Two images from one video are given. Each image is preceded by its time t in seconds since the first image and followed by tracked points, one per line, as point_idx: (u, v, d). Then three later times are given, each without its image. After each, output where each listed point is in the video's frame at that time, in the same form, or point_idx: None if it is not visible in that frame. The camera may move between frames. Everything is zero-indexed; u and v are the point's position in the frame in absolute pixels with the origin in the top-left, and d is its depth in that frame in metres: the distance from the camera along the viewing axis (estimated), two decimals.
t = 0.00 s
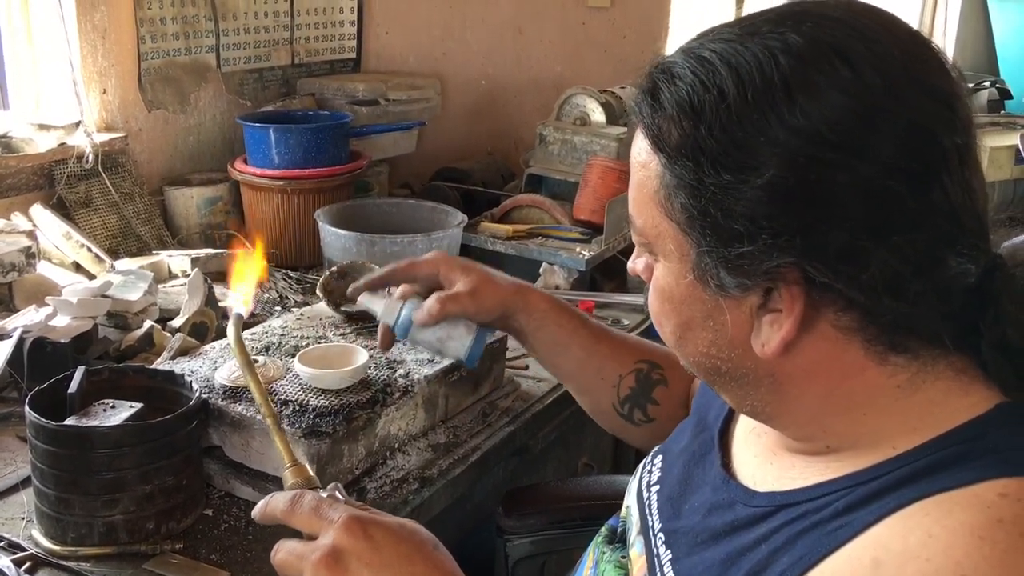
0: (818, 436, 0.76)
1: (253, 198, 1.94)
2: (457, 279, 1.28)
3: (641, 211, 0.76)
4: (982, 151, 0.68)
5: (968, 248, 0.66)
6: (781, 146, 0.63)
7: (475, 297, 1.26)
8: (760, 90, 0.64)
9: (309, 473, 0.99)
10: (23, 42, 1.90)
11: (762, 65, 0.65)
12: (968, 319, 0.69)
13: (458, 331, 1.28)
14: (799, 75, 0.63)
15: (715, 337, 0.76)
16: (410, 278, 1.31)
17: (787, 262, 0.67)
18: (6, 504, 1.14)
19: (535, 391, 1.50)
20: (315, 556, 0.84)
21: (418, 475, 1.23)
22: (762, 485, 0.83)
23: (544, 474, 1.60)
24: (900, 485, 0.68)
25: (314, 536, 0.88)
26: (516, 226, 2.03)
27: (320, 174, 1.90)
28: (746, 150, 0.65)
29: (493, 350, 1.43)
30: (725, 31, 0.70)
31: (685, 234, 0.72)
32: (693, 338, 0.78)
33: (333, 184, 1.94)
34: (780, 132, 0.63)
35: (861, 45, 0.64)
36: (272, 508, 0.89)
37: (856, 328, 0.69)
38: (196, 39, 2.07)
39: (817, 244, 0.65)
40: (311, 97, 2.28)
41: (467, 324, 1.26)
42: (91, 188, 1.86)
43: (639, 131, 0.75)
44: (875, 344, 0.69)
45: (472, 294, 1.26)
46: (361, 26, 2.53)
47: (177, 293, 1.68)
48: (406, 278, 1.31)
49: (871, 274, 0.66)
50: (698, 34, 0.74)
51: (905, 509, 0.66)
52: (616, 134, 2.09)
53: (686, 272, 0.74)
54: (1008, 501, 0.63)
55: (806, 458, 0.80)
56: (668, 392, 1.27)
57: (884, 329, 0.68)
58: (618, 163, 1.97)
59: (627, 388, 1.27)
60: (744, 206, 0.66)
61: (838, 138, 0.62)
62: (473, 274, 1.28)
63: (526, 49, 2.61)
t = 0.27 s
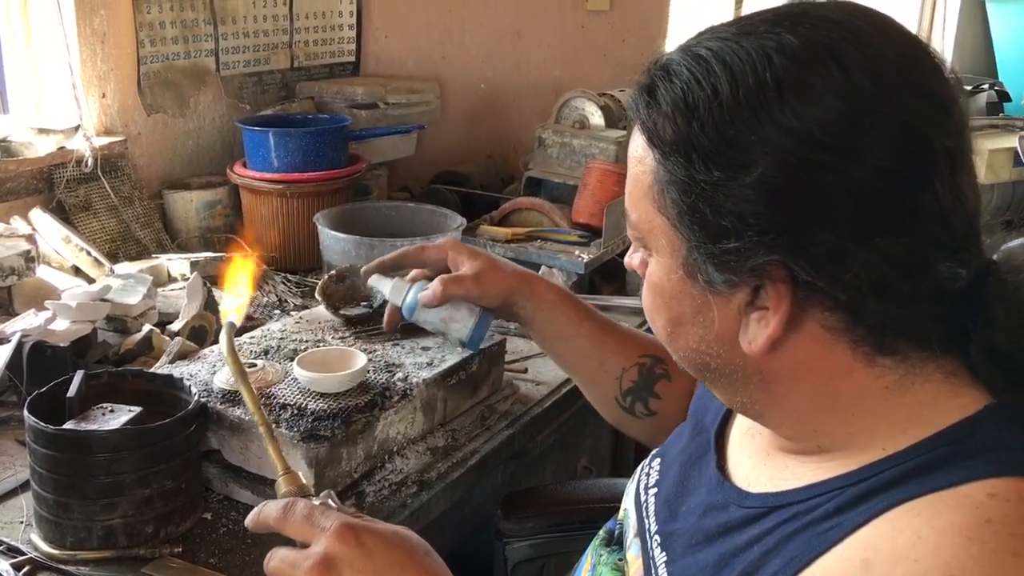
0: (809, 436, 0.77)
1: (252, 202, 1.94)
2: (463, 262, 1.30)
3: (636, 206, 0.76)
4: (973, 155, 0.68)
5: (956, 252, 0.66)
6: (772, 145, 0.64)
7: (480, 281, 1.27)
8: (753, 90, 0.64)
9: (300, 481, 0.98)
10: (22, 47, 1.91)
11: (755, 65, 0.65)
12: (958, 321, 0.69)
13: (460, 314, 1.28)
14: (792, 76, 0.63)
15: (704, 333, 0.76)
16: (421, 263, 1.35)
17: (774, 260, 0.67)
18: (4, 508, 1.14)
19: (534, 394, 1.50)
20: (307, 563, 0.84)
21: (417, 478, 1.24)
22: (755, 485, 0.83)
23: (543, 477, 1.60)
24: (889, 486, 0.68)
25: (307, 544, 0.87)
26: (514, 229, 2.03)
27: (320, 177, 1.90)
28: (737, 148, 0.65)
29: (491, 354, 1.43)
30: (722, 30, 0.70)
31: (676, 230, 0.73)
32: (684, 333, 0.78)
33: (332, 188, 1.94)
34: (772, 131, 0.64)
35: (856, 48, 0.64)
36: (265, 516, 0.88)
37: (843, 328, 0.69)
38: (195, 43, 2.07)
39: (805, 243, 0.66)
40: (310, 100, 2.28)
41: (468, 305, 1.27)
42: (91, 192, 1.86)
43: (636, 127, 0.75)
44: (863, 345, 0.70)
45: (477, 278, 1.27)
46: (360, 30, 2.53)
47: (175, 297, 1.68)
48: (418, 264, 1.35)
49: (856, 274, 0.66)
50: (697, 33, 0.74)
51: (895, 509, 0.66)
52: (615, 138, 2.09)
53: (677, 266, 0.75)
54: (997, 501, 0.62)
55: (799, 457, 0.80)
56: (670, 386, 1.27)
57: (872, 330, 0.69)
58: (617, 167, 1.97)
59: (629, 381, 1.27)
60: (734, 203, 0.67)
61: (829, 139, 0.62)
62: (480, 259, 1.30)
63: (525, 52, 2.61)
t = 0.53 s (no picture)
0: (802, 427, 0.77)
1: (250, 202, 1.94)
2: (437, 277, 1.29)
3: (633, 195, 0.76)
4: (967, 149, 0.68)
5: (947, 244, 0.67)
6: (769, 134, 0.64)
7: (456, 296, 1.26)
8: (751, 80, 0.65)
9: (300, 480, 0.98)
10: (21, 48, 1.90)
11: (753, 56, 0.65)
12: (949, 314, 0.70)
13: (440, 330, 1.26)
14: (790, 68, 0.64)
15: (698, 323, 0.76)
16: (391, 283, 1.33)
17: (767, 248, 0.67)
18: (2, 509, 1.14)
19: (534, 394, 1.50)
20: (306, 560, 0.84)
21: (415, 479, 1.24)
22: (749, 481, 0.83)
23: (542, 477, 1.60)
24: (882, 478, 0.68)
25: (307, 541, 0.87)
26: (513, 229, 2.03)
27: (319, 178, 1.90)
28: (734, 137, 0.65)
29: (490, 354, 1.43)
30: (721, 23, 0.70)
31: (672, 218, 0.73)
32: (677, 323, 0.78)
33: (330, 188, 1.94)
34: (769, 120, 0.64)
35: (852, 42, 0.64)
36: (265, 514, 0.89)
37: (835, 318, 0.69)
38: (194, 44, 2.07)
39: (798, 231, 0.66)
40: (309, 101, 2.28)
41: (448, 322, 1.25)
42: (89, 193, 1.86)
43: (634, 118, 0.75)
44: (855, 335, 0.70)
45: (452, 292, 1.26)
46: (359, 30, 2.53)
47: (174, 297, 1.68)
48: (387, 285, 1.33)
49: (847, 262, 0.66)
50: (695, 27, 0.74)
51: (888, 501, 0.66)
52: (614, 138, 2.09)
53: (672, 255, 0.75)
54: (987, 491, 0.63)
55: (793, 450, 0.80)
56: (650, 383, 1.27)
57: (863, 321, 0.69)
58: (616, 168, 1.96)
59: (608, 381, 1.28)
60: (729, 191, 0.67)
61: (826, 129, 0.63)
62: (453, 273, 1.28)
63: (523, 52, 2.61)
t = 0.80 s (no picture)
0: (794, 420, 0.77)
1: (251, 201, 1.94)
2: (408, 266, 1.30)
3: (624, 190, 0.76)
4: (955, 144, 0.68)
5: (936, 239, 0.67)
6: (760, 128, 0.64)
7: (425, 285, 1.27)
8: (741, 74, 0.65)
9: (292, 486, 0.98)
10: (22, 47, 1.90)
11: (743, 50, 0.65)
12: (940, 309, 0.70)
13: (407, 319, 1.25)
14: (779, 62, 0.64)
15: (688, 317, 0.76)
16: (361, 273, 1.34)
17: (757, 241, 0.67)
18: (3, 507, 1.14)
19: (534, 394, 1.50)
20: (298, 566, 0.83)
21: (417, 477, 1.24)
22: (740, 476, 0.83)
23: (541, 476, 1.60)
24: (873, 471, 0.68)
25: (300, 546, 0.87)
26: (514, 228, 2.03)
27: (319, 176, 1.90)
28: (724, 130, 0.65)
29: (492, 354, 1.43)
30: (711, 17, 0.70)
31: (662, 212, 0.73)
32: (668, 318, 0.78)
33: (331, 186, 1.94)
34: (760, 114, 0.64)
35: (841, 36, 0.64)
36: (257, 520, 0.88)
37: (824, 311, 0.69)
38: (194, 42, 2.07)
39: (787, 224, 0.66)
40: (310, 99, 2.28)
41: (413, 309, 1.25)
42: (90, 191, 1.86)
43: (625, 113, 0.74)
44: (846, 329, 0.70)
45: (420, 280, 1.27)
46: (359, 28, 2.53)
47: (174, 296, 1.68)
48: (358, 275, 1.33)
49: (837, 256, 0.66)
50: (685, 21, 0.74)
51: (879, 495, 0.66)
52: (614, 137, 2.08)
53: (662, 250, 0.74)
54: (976, 484, 0.63)
55: (785, 445, 0.80)
56: (624, 369, 1.26)
57: (853, 314, 0.69)
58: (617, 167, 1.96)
59: (581, 368, 1.27)
60: (720, 184, 0.67)
61: (816, 123, 0.62)
62: (422, 262, 1.30)
63: (524, 51, 2.61)
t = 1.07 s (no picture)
0: (788, 420, 0.77)
1: (253, 200, 1.94)
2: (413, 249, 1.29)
3: (616, 191, 0.76)
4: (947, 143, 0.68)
5: (928, 237, 0.67)
6: (750, 129, 0.64)
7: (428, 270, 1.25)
8: (731, 75, 0.65)
9: (289, 490, 0.98)
10: (24, 45, 1.90)
11: (733, 51, 0.65)
12: (933, 308, 0.70)
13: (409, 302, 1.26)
14: (769, 62, 0.64)
15: (682, 318, 0.76)
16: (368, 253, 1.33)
17: (749, 242, 0.67)
18: (5, 505, 1.14)
19: (535, 393, 1.50)
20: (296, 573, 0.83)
21: (419, 476, 1.24)
22: (735, 475, 0.83)
23: (543, 476, 1.60)
24: (869, 469, 0.68)
25: (296, 551, 0.87)
26: (515, 228, 2.03)
27: (321, 175, 1.90)
28: (715, 131, 0.65)
29: (494, 353, 1.43)
30: (701, 17, 0.70)
31: (654, 213, 0.73)
32: (661, 319, 0.78)
33: (333, 185, 1.94)
34: (750, 115, 0.64)
35: (831, 35, 0.64)
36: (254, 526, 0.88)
37: (818, 311, 0.69)
38: (196, 41, 2.07)
39: (779, 225, 0.66)
40: (311, 98, 2.28)
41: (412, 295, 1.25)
42: (91, 189, 1.86)
43: (617, 115, 0.74)
44: (839, 328, 0.70)
45: (423, 266, 1.25)
46: (361, 27, 2.53)
47: (176, 294, 1.68)
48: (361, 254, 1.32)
49: (830, 255, 0.66)
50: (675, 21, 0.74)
51: (875, 493, 0.66)
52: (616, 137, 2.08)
53: (655, 252, 0.74)
54: (972, 481, 0.63)
55: (780, 444, 0.80)
56: (623, 369, 1.27)
57: (847, 314, 0.69)
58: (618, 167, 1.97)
59: (581, 366, 1.28)
60: (711, 185, 0.67)
61: (805, 123, 0.62)
62: (427, 247, 1.28)
63: (525, 50, 2.61)
